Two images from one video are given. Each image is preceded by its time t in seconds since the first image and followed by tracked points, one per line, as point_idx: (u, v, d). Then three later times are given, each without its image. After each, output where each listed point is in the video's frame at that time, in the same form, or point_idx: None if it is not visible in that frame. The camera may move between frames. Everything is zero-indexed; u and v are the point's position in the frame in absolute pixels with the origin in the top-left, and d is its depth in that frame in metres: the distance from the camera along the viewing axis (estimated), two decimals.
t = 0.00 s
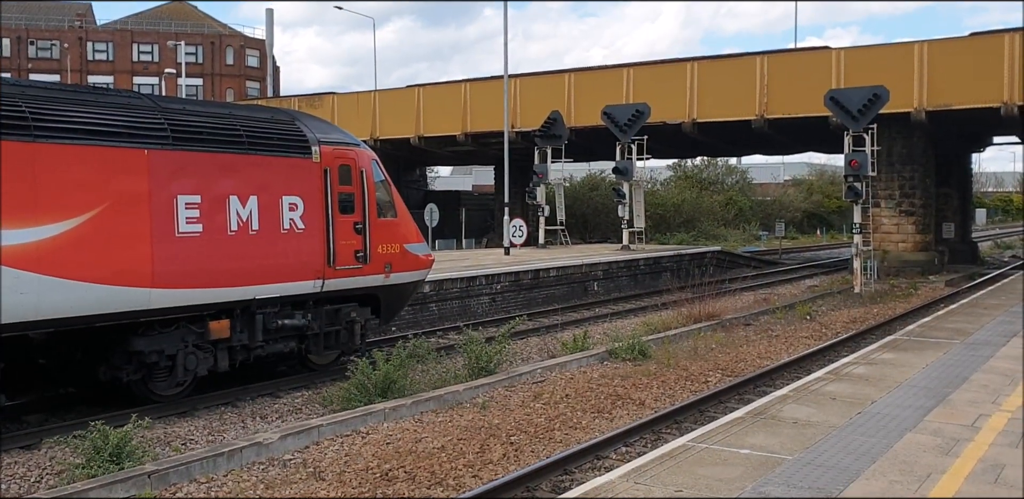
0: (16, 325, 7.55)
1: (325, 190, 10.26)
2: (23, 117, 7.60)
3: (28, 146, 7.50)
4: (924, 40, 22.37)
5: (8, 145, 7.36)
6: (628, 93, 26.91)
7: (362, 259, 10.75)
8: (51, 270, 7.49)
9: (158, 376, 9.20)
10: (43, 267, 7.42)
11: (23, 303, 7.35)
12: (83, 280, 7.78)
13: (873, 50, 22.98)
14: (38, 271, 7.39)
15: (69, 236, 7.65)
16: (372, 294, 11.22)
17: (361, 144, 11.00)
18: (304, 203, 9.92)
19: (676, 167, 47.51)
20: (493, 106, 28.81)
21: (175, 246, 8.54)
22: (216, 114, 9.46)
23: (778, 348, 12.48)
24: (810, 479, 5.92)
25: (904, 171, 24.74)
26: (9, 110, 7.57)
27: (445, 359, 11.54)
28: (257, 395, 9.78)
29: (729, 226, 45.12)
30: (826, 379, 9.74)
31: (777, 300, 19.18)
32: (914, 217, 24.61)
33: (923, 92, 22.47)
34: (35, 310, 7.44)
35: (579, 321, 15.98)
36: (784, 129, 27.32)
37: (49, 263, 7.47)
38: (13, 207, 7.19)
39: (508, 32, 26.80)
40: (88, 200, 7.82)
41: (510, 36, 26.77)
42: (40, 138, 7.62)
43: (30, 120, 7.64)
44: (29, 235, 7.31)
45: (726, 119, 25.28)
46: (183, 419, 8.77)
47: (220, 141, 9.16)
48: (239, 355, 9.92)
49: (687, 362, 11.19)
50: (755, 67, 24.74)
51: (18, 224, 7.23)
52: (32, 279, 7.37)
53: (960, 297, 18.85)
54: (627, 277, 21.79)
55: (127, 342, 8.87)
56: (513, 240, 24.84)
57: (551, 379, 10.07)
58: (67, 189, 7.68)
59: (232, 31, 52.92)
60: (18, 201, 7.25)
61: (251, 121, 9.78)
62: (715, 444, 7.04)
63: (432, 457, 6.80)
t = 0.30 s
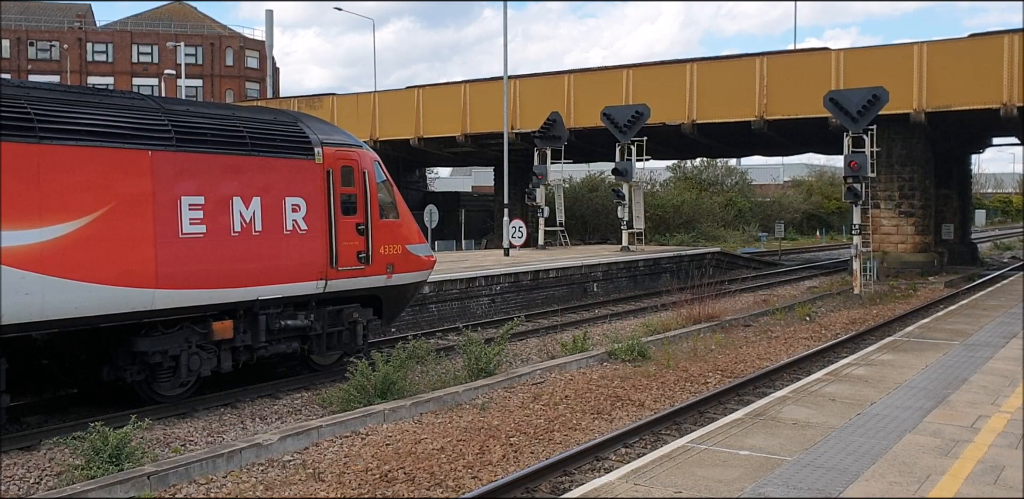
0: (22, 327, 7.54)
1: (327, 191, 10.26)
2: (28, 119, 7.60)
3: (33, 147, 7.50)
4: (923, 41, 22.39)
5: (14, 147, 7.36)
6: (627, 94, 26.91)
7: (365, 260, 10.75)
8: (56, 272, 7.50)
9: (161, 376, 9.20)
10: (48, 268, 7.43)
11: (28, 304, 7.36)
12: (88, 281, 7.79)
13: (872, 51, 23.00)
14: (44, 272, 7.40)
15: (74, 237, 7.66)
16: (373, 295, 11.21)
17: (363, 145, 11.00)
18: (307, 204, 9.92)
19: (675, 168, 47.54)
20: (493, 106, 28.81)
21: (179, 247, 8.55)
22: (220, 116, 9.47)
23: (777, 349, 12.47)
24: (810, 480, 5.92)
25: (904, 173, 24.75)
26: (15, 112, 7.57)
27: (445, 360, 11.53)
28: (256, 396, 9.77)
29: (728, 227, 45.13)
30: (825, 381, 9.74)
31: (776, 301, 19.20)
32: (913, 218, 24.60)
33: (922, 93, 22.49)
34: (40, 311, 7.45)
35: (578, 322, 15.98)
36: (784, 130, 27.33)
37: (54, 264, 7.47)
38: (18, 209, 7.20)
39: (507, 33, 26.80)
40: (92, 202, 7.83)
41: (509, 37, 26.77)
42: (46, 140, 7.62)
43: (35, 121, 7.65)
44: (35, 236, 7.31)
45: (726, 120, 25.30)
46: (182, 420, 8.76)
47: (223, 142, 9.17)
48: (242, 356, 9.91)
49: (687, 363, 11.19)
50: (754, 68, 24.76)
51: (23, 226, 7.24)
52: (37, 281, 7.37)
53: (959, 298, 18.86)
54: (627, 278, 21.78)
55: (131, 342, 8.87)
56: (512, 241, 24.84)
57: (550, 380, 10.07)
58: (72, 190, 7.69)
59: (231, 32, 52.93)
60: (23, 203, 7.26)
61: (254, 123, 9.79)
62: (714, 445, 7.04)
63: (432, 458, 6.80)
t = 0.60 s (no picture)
0: (30, 327, 7.53)
1: (331, 192, 10.25)
2: (35, 120, 7.61)
3: (40, 148, 7.50)
4: (923, 42, 22.40)
5: (20, 148, 7.36)
6: (627, 94, 26.91)
7: (368, 260, 10.74)
8: (64, 272, 7.51)
9: (166, 376, 9.21)
10: (55, 269, 7.42)
11: (35, 305, 7.35)
12: (95, 282, 7.78)
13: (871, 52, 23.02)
14: (50, 273, 7.40)
15: (81, 238, 7.66)
16: (376, 295, 11.21)
17: (366, 146, 10.99)
18: (311, 205, 9.91)
19: (675, 169, 47.55)
20: (493, 107, 28.80)
21: (185, 248, 8.55)
22: (225, 118, 9.47)
23: (777, 350, 12.47)
24: (809, 480, 5.92)
25: (903, 174, 24.77)
26: (21, 113, 7.57)
27: (445, 361, 11.53)
28: (255, 397, 9.75)
29: (728, 228, 45.16)
30: (825, 382, 9.73)
31: (776, 302, 19.21)
32: (913, 219, 24.58)
33: (921, 93, 22.50)
34: (47, 311, 7.44)
35: (577, 323, 15.98)
36: (784, 131, 27.34)
37: (61, 264, 7.47)
38: (25, 210, 7.21)
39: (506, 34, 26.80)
40: (98, 203, 7.83)
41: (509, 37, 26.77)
42: (53, 141, 7.62)
43: (41, 122, 7.65)
44: (41, 237, 7.32)
45: (725, 121, 25.32)
46: (181, 421, 8.75)
47: (228, 144, 9.16)
48: (246, 356, 9.91)
49: (686, 364, 11.18)
50: (753, 69, 24.76)
51: (29, 226, 7.23)
52: (44, 281, 7.38)
53: (959, 300, 18.86)
54: (626, 279, 21.78)
55: (136, 342, 8.86)
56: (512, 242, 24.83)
57: (550, 381, 10.06)
58: (79, 191, 7.69)
59: (231, 33, 52.98)
60: (30, 204, 7.26)
61: (259, 124, 9.78)
62: (713, 446, 7.03)
63: (431, 459, 6.80)
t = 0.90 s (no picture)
0: (39, 327, 7.52)
1: (335, 193, 10.26)
2: (43, 121, 7.61)
3: (48, 149, 7.51)
4: (923, 43, 22.39)
5: (28, 149, 7.37)
6: (626, 96, 26.91)
7: (372, 261, 10.75)
8: (72, 272, 7.51)
9: (172, 376, 9.22)
10: (63, 269, 7.43)
11: (44, 305, 7.35)
12: (102, 282, 7.78)
13: (871, 53, 23.01)
14: (59, 273, 7.40)
15: (88, 238, 7.66)
16: (380, 296, 11.21)
17: (370, 148, 11.00)
18: (315, 206, 9.93)
19: (674, 170, 47.59)
20: (493, 108, 28.83)
21: (191, 248, 8.56)
22: (229, 119, 9.47)
23: (776, 351, 12.49)
24: (808, 482, 5.92)
25: (903, 175, 24.79)
26: (29, 114, 7.58)
27: (444, 362, 11.53)
28: (254, 398, 9.75)
29: (727, 229, 45.21)
30: (825, 383, 9.74)
31: (775, 303, 19.22)
32: (912, 220, 24.61)
33: (920, 94, 22.51)
34: (55, 311, 7.44)
35: (577, 324, 15.99)
36: (783, 132, 27.35)
37: (69, 265, 7.48)
38: (34, 210, 7.22)
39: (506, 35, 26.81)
40: (106, 203, 7.84)
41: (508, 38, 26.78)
42: (61, 142, 7.64)
43: (49, 123, 7.66)
44: (49, 237, 7.32)
45: (724, 122, 25.33)
46: (180, 422, 8.75)
47: (233, 145, 9.17)
48: (251, 356, 9.91)
49: (686, 365, 11.19)
50: (753, 70, 24.77)
51: (37, 227, 7.24)
52: (53, 281, 7.38)
53: (957, 300, 18.89)
54: (626, 280, 21.80)
55: (142, 342, 8.87)
56: (512, 243, 24.84)
57: (549, 382, 10.07)
58: (86, 191, 7.70)
59: (230, 34, 53.05)
60: (39, 205, 7.27)
61: (263, 126, 9.79)
62: (712, 447, 7.04)
63: (431, 460, 6.80)
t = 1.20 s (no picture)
0: (49, 327, 7.61)
1: (341, 194, 10.27)
2: (51, 123, 7.69)
3: (56, 151, 7.58)
4: (923, 44, 22.40)
5: (37, 152, 7.45)
6: (626, 97, 26.92)
7: (376, 261, 10.75)
8: (79, 273, 7.59)
9: (179, 376, 9.26)
10: (70, 269, 7.51)
11: (52, 305, 7.42)
12: (109, 283, 7.85)
13: (869, 54, 23.05)
14: (67, 273, 7.49)
15: (95, 240, 7.73)
16: (384, 296, 11.20)
17: (375, 149, 11.00)
18: (321, 207, 9.94)
19: (674, 171, 47.62)
20: (492, 109, 28.85)
21: (197, 249, 8.60)
22: (236, 121, 9.50)
23: (776, 352, 12.50)
24: (808, 483, 5.92)
25: (903, 176, 24.78)
26: (37, 116, 7.65)
27: (443, 364, 11.50)
28: (253, 399, 9.72)
29: (727, 231, 45.24)
30: (824, 384, 9.74)
31: (775, 304, 19.23)
32: (912, 221, 24.62)
33: (920, 95, 22.52)
34: (64, 312, 7.53)
35: (577, 325, 15.99)
36: (783, 134, 27.34)
37: (76, 266, 7.56)
38: (42, 212, 7.31)
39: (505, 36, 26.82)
40: (113, 205, 7.91)
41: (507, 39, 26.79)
42: (69, 144, 7.71)
43: (58, 125, 7.73)
44: (57, 238, 7.41)
45: (724, 123, 25.34)
46: (180, 423, 8.73)
47: (240, 147, 9.20)
48: (256, 357, 9.93)
49: (685, 366, 11.19)
50: (752, 71, 24.79)
51: (45, 229, 7.33)
52: (61, 281, 7.46)
53: (957, 301, 18.91)
54: (626, 281, 21.82)
55: (150, 343, 8.92)
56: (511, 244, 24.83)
57: (549, 383, 10.07)
58: (93, 193, 7.77)
59: (230, 36, 53.09)
60: (47, 207, 7.36)
61: (270, 127, 9.81)
62: (713, 448, 7.04)
63: (430, 461, 6.79)
